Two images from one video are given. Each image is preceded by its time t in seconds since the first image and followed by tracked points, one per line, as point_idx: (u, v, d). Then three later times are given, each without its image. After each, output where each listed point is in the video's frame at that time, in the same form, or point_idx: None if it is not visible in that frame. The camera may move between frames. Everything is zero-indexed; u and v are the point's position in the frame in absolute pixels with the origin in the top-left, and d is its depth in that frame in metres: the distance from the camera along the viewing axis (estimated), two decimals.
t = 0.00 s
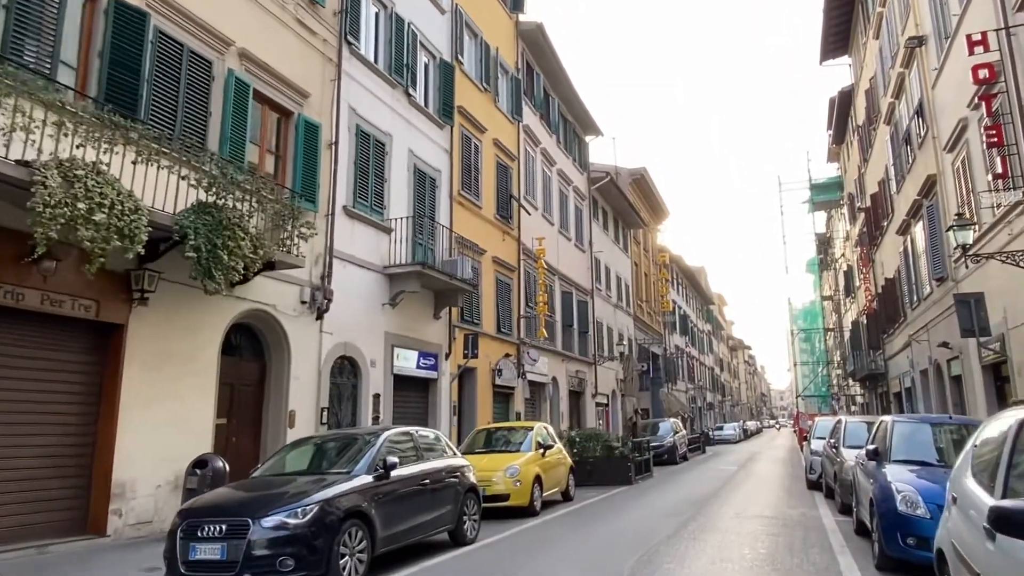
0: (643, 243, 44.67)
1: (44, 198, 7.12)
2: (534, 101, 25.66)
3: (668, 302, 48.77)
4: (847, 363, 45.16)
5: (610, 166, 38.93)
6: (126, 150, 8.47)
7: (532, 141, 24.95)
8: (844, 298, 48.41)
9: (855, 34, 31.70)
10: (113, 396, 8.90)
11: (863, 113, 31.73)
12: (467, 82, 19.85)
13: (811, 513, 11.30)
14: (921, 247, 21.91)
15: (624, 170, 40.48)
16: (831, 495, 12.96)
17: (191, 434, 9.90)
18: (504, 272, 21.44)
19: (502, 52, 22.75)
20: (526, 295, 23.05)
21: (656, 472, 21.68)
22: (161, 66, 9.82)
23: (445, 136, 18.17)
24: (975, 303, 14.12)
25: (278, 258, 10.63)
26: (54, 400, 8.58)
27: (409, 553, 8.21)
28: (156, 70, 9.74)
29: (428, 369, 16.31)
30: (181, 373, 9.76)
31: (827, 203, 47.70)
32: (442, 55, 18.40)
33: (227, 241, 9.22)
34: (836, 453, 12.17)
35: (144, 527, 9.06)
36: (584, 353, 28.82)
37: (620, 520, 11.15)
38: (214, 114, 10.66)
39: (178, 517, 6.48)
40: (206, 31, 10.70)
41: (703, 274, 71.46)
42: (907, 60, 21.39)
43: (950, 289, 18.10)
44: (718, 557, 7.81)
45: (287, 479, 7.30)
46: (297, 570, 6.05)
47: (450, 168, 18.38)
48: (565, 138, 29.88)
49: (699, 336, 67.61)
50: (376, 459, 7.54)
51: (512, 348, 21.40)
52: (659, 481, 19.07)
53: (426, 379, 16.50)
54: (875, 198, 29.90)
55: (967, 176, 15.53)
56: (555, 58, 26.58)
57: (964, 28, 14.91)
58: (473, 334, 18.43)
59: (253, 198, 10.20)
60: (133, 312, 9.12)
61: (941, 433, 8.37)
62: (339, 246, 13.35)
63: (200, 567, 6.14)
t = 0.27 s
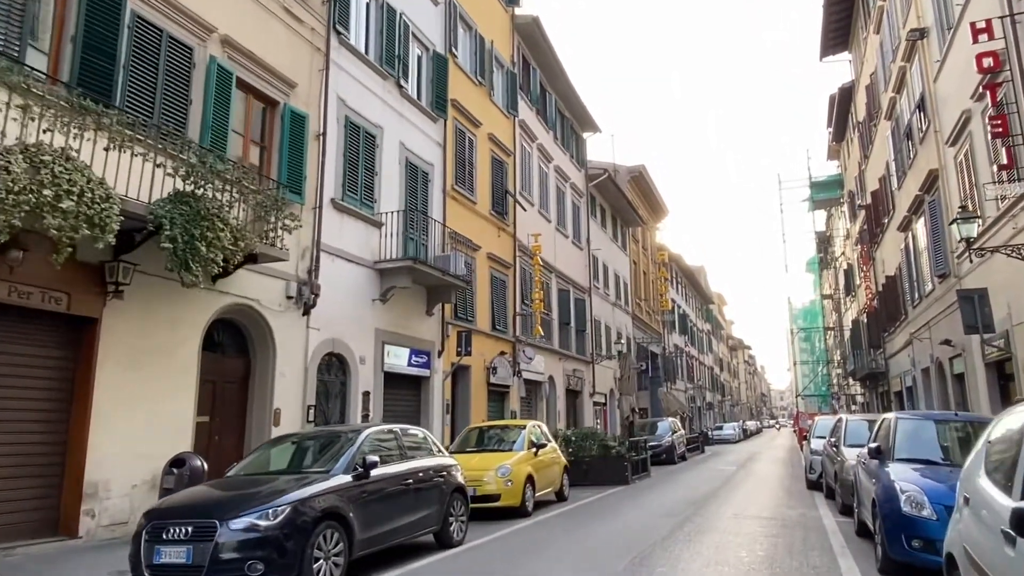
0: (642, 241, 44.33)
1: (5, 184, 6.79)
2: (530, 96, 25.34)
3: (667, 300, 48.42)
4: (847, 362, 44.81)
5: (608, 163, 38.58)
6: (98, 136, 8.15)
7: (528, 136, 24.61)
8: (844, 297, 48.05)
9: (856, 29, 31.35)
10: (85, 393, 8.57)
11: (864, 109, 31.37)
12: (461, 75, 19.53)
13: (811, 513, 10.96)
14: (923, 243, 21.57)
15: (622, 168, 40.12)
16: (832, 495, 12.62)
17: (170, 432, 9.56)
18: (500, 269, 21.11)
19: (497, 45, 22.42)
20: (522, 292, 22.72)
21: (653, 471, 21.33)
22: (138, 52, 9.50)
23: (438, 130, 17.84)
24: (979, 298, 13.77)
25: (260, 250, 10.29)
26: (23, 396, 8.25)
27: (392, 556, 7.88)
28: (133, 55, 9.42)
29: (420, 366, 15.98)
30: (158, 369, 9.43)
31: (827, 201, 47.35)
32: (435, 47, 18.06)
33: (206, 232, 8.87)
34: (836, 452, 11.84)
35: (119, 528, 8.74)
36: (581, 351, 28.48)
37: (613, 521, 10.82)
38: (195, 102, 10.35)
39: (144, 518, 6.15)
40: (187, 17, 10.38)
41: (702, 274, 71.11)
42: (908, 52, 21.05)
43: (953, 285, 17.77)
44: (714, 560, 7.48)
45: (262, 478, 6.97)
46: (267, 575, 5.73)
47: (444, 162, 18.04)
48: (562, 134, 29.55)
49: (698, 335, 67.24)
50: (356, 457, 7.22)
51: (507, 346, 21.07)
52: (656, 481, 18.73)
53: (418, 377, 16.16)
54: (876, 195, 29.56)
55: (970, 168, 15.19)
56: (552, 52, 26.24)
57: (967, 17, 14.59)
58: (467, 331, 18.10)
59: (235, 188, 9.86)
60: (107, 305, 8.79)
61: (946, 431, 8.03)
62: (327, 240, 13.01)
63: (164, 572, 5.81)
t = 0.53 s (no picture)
0: (641, 240, 43.95)
1: None
2: (527, 92, 24.97)
3: (666, 300, 48.05)
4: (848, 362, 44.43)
5: (607, 161, 38.20)
6: (67, 125, 7.77)
7: (525, 132, 24.24)
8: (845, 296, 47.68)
9: (857, 25, 30.98)
10: (55, 394, 8.19)
11: (865, 106, 30.99)
12: (456, 69, 19.16)
13: (813, 519, 10.59)
14: (926, 241, 21.20)
15: (621, 166, 39.74)
16: (834, 499, 12.24)
17: (146, 435, 9.18)
18: (495, 267, 20.74)
19: (493, 40, 22.04)
20: (518, 291, 22.35)
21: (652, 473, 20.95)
22: (113, 39, 9.13)
23: (432, 125, 17.46)
24: (985, 297, 13.39)
25: (242, 246, 9.91)
26: None
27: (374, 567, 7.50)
28: (108, 42, 9.05)
29: (412, 366, 15.60)
30: (133, 370, 9.05)
31: (827, 200, 46.99)
32: (428, 41, 17.69)
33: (182, 226, 8.49)
34: (839, 455, 11.46)
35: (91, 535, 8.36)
36: (579, 351, 28.10)
37: (608, 526, 10.45)
38: (174, 92, 9.97)
39: (105, 528, 5.78)
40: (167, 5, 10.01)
41: (702, 273, 70.71)
42: (911, 47, 20.67)
43: (957, 283, 17.40)
44: (712, 570, 7.10)
45: (234, 485, 6.59)
46: None
47: (438, 158, 17.67)
48: (559, 131, 29.17)
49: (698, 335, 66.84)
50: (334, 462, 6.85)
51: (503, 345, 20.70)
52: (654, 484, 18.35)
53: (411, 377, 15.78)
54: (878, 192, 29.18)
55: (976, 163, 14.83)
56: (549, 48, 25.87)
57: (973, 8, 14.22)
58: (461, 330, 17.72)
59: (215, 181, 9.47)
60: (78, 302, 8.41)
61: (956, 433, 7.64)
62: (314, 236, 12.64)
63: None
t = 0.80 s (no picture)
0: (640, 238, 43.63)
1: None
2: (523, 86, 24.65)
3: (665, 298, 47.73)
4: (848, 361, 44.11)
5: (605, 158, 37.87)
6: (34, 108, 7.41)
7: (522, 127, 23.91)
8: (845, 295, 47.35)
9: (857, 19, 30.62)
10: (24, 389, 7.85)
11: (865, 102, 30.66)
12: (449, 62, 18.83)
13: (813, 519, 10.26)
14: (928, 237, 20.87)
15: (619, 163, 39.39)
16: (835, 498, 11.91)
17: (121, 432, 8.85)
18: (490, 263, 20.41)
19: (488, 33, 21.71)
20: (514, 288, 22.02)
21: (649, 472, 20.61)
22: (87, 20, 8.79)
23: (425, 117, 17.13)
24: (990, 291, 13.05)
25: (222, 237, 9.57)
26: None
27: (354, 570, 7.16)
28: (82, 24, 8.71)
29: (404, 363, 15.26)
30: (107, 364, 8.72)
31: (827, 198, 46.66)
32: (421, 32, 17.35)
33: (158, 214, 8.15)
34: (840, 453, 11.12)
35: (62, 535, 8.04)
36: (576, 349, 27.77)
37: (601, 526, 10.12)
38: (153, 78, 9.66)
39: (63, 529, 5.44)
40: None
41: (701, 272, 70.37)
42: (913, 39, 20.34)
43: (960, 278, 17.07)
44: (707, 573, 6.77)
45: (203, 483, 6.25)
46: None
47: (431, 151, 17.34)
48: (557, 127, 28.84)
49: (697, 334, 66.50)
50: (310, 460, 6.52)
51: (498, 343, 20.37)
52: (651, 483, 18.02)
53: (402, 375, 15.45)
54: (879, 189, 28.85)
55: (980, 155, 14.49)
56: (546, 42, 25.54)
57: None
58: (454, 326, 17.39)
59: (194, 168, 9.13)
60: (47, 293, 8.08)
61: (962, 430, 7.31)
62: (301, 229, 12.29)
63: None
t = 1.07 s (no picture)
0: (638, 237, 43.29)
1: None
2: (519, 83, 24.30)
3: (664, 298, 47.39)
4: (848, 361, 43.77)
5: (603, 156, 37.53)
6: None
7: (517, 123, 23.56)
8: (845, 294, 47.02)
9: (858, 15, 30.27)
10: None
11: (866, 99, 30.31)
12: (443, 56, 18.48)
13: (813, 525, 9.90)
14: (930, 234, 20.53)
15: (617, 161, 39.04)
16: (836, 503, 11.56)
17: (92, 435, 8.49)
18: (484, 261, 20.06)
19: (483, 28, 21.37)
20: (509, 287, 21.67)
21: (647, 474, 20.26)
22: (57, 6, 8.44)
23: (417, 112, 16.78)
24: (995, 289, 12.70)
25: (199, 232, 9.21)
26: None
27: None
28: (51, 9, 8.36)
29: (394, 363, 14.91)
30: (78, 364, 8.36)
31: (827, 196, 46.31)
32: (413, 25, 17.01)
33: (129, 208, 7.77)
34: (841, 456, 10.76)
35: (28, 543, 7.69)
36: (573, 349, 27.43)
37: (594, 532, 9.76)
38: (128, 67, 9.30)
39: (12, 541, 5.09)
40: None
41: (701, 272, 70.03)
42: (915, 33, 19.99)
43: (963, 276, 16.73)
44: None
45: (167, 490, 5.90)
46: None
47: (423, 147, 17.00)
48: (554, 124, 28.49)
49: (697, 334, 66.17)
50: (282, 466, 6.16)
51: (492, 343, 20.02)
52: (648, 486, 17.66)
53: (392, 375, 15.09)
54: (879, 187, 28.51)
55: (984, 149, 14.14)
56: (542, 38, 25.20)
57: None
58: (447, 326, 17.04)
59: (170, 160, 8.77)
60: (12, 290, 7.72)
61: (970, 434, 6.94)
62: (285, 225, 11.94)
63: None
